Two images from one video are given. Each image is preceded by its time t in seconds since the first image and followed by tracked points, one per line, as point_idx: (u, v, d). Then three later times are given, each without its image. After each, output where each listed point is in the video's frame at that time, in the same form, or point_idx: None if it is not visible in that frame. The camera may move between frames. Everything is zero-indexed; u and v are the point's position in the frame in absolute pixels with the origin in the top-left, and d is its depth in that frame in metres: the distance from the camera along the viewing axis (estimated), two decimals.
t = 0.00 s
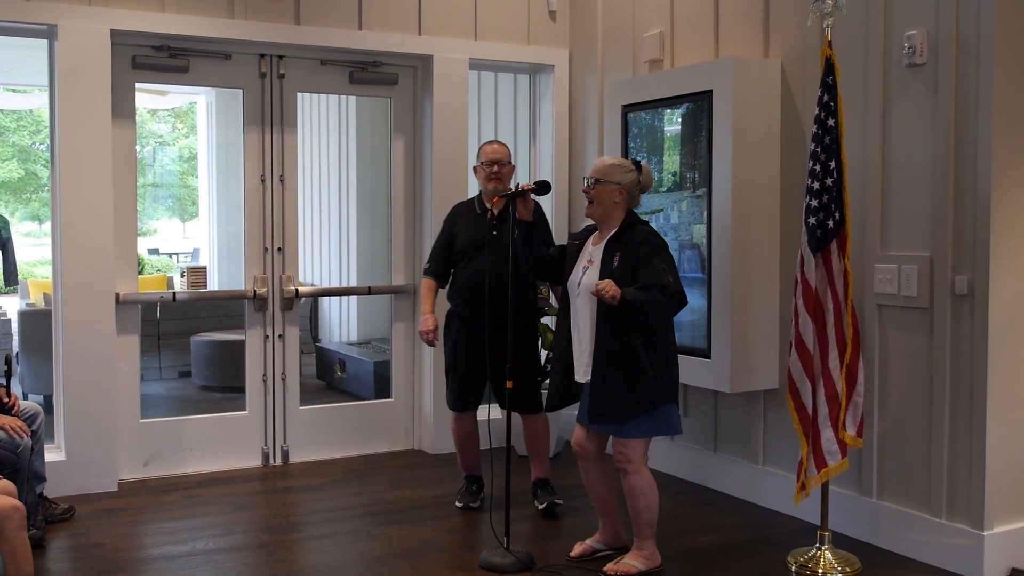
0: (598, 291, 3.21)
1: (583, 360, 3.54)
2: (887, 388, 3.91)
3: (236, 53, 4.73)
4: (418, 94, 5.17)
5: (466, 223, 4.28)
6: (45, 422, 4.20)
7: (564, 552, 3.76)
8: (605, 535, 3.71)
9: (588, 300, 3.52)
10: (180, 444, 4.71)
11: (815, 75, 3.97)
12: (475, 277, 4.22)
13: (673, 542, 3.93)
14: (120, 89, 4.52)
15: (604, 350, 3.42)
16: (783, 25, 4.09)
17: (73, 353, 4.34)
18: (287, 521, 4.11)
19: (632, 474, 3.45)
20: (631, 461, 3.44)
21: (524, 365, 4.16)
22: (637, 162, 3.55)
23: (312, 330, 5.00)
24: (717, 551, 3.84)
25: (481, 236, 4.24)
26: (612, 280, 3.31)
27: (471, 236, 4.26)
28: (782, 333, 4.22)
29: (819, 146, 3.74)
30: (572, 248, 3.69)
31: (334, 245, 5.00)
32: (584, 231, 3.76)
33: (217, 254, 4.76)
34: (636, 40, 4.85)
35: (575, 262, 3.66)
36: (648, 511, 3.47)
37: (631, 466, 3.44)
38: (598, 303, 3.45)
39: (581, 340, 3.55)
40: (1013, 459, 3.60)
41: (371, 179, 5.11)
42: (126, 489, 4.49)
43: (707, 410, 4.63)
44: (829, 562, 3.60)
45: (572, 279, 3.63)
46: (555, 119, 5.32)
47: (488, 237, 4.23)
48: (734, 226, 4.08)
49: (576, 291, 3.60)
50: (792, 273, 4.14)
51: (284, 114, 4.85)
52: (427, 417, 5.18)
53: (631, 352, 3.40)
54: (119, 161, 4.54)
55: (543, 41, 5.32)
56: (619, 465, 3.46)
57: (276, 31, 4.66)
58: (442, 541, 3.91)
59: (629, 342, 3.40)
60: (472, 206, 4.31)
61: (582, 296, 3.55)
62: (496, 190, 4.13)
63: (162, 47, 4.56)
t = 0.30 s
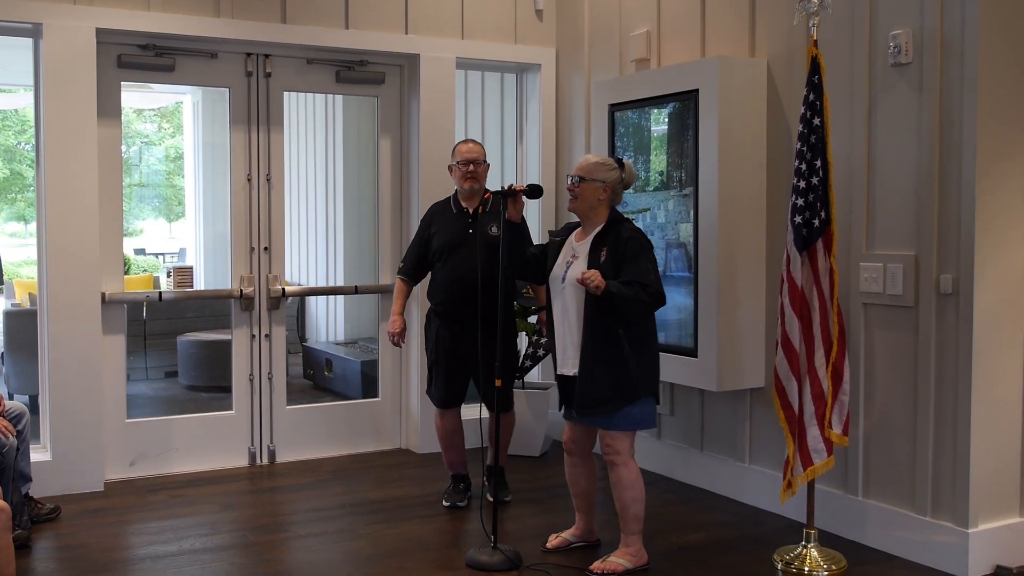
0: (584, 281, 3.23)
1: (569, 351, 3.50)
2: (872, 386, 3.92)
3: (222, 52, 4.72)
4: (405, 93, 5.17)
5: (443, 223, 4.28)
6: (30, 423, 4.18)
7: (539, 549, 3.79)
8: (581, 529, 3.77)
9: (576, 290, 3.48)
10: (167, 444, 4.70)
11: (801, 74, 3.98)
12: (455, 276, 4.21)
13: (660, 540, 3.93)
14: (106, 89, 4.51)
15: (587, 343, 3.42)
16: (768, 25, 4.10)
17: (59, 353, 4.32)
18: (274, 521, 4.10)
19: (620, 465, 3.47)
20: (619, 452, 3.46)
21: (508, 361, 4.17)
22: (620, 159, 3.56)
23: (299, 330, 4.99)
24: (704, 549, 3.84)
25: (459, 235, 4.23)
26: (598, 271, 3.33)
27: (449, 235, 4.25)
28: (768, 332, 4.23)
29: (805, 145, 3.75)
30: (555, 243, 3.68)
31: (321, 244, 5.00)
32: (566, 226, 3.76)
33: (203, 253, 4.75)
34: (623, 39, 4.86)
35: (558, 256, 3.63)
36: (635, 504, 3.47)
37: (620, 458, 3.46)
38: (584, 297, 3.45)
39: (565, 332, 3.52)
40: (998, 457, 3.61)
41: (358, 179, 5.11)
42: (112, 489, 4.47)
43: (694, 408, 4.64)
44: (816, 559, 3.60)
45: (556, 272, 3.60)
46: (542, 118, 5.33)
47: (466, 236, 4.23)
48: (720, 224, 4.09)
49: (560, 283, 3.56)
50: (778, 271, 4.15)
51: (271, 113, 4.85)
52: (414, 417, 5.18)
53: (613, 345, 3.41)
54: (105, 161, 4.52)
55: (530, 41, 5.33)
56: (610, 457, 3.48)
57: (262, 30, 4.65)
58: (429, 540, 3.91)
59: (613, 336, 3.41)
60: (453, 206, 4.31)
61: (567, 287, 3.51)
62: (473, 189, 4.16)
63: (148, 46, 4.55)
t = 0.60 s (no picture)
0: (584, 277, 3.24)
1: (556, 349, 3.51)
2: (868, 389, 3.92)
3: (217, 53, 4.72)
4: (400, 94, 5.16)
5: (443, 223, 4.30)
6: (25, 424, 4.18)
7: (534, 550, 3.78)
8: (576, 530, 3.76)
9: (565, 287, 3.48)
10: (162, 445, 4.70)
11: (795, 76, 3.98)
12: (454, 279, 4.22)
13: (655, 542, 3.93)
14: (100, 90, 4.50)
15: (578, 342, 3.43)
16: (763, 27, 4.10)
17: (54, 355, 4.32)
18: (270, 523, 4.10)
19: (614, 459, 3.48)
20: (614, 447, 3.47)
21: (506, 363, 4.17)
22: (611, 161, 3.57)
23: (293, 331, 4.99)
24: (699, 550, 3.85)
25: (459, 238, 4.25)
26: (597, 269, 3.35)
27: (447, 237, 4.27)
28: (763, 334, 4.23)
29: (800, 147, 3.74)
30: (543, 240, 3.65)
31: (316, 246, 4.99)
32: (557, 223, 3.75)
33: (198, 254, 4.75)
34: (618, 41, 4.86)
35: (548, 252, 3.61)
36: (627, 499, 3.49)
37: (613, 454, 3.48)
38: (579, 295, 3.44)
39: (552, 329, 3.52)
40: (993, 459, 3.61)
41: (352, 180, 5.11)
42: (107, 490, 4.47)
43: (689, 410, 4.64)
44: (810, 561, 3.60)
45: (545, 268, 3.57)
46: (537, 120, 5.33)
47: (466, 239, 4.24)
48: (714, 225, 4.09)
49: (551, 280, 3.54)
50: (773, 273, 4.15)
51: (266, 114, 4.84)
52: (409, 419, 5.18)
53: (604, 346, 3.42)
54: (100, 162, 4.52)
55: (525, 43, 5.33)
56: (604, 451, 3.48)
57: (257, 31, 4.65)
58: (424, 542, 3.91)
59: (604, 336, 3.42)
60: (452, 208, 4.31)
61: (560, 283, 3.50)
62: (477, 193, 4.18)
63: (143, 47, 4.55)
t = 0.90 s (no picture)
0: (592, 276, 3.27)
1: (562, 347, 3.50)
2: (870, 390, 3.92)
3: (219, 54, 4.72)
4: (403, 95, 5.17)
5: (449, 223, 4.32)
6: (27, 424, 4.19)
7: (536, 550, 3.79)
8: (579, 530, 3.77)
9: (575, 291, 3.48)
10: (165, 445, 4.71)
11: (798, 78, 3.98)
12: (461, 281, 4.23)
13: (657, 543, 3.94)
14: (103, 90, 4.51)
15: (585, 341, 3.44)
16: (766, 28, 4.11)
17: (57, 355, 4.33)
18: (273, 523, 4.10)
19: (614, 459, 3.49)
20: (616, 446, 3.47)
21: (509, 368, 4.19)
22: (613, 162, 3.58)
23: (296, 332, 5.00)
24: (701, 551, 3.85)
25: (466, 240, 4.25)
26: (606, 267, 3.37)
27: (455, 238, 4.28)
28: (765, 335, 4.24)
29: (802, 149, 3.75)
30: (548, 242, 3.66)
31: (319, 247, 5.00)
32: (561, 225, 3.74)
33: (200, 254, 4.76)
34: (620, 42, 4.86)
35: (553, 254, 3.61)
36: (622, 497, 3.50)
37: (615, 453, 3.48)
38: (588, 294, 3.45)
39: (557, 328, 3.52)
40: (994, 460, 3.61)
41: (355, 181, 5.11)
42: (110, 490, 4.48)
43: (691, 411, 4.65)
44: (812, 562, 3.61)
45: (553, 271, 3.57)
46: (539, 121, 5.34)
47: (473, 241, 4.24)
48: (717, 226, 4.09)
49: (558, 283, 3.53)
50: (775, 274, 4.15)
51: (268, 115, 4.85)
52: (412, 419, 5.18)
53: (610, 346, 3.44)
54: (102, 162, 4.53)
55: (527, 43, 5.34)
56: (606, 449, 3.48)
57: (260, 32, 4.65)
58: (426, 542, 3.91)
59: (611, 336, 3.44)
60: (458, 210, 4.32)
61: (568, 286, 3.49)
62: (485, 196, 4.16)
63: (145, 48, 4.55)
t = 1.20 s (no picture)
0: (602, 273, 3.28)
1: (574, 348, 3.50)
2: (880, 390, 3.92)
3: (229, 54, 4.74)
4: (412, 94, 5.17)
5: (452, 223, 4.33)
6: (38, 423, 4.20)
7: (545, 550, 3.79)
8: (589, 530, 3.77)
9: (588, 291, 3.48)
10: (174, 445, 4.72)
11: (807, 78, 3.98)
12: (463, 279, 4.23)
13: (667, 543, 3.94)
14: (113, 91, 4.53)
15: (597, 341, 3.44)
16: (775, 28, 4.10)
17: (67, 355, 4.35)
18: (283, 522, 4.12)
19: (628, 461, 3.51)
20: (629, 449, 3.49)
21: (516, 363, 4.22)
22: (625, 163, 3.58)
23: (305, 331, 5.01)
24: (710, 551, 3.85)
25: (468, 238, 4.25)
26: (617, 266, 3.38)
27: (457, 237, 4.28)
28: (774, 335, 4.23)
29: (811, 149, 3.74)
30: (561, 244, 3.65)
31: (328, 247, 5.01)
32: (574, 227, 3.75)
33: (210, 254, 4.77)
34: (629, 42, 4.87)
35: (566, 257, 3.61)
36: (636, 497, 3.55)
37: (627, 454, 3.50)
38: (600, 294, 3.46)
39: (570, 329, 3.52)
40: (1004, 461, 3.61)
41: (364, 181, 5.12)
42: (119, 489, 4.49)
43: (700, 410, 4.65)
44: (822, 563, 3.60)
45: (566, 273, 3.57)
46: (548, 121, 5.35)
47: (474, 239, 4.24)
48: (726, 225, 4.09)
49: (571, 284, 3.54)
50: (784, 274, 4.15)
51: (278, 115, 4.86)
52: (421, 418, 5.19)
53: (623, 345, 3.44)
54: (112, 162, 4.54)
55: (536, 43, 5.35)
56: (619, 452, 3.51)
57: (269, 33, 4.66)
58: (435, 542, 3.92)
59: (622, 336, 3.44)
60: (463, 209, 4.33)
61: (581, 287, 3.50)
62: (485, 194, 4.17)
63: (155, 49, 4.57)
